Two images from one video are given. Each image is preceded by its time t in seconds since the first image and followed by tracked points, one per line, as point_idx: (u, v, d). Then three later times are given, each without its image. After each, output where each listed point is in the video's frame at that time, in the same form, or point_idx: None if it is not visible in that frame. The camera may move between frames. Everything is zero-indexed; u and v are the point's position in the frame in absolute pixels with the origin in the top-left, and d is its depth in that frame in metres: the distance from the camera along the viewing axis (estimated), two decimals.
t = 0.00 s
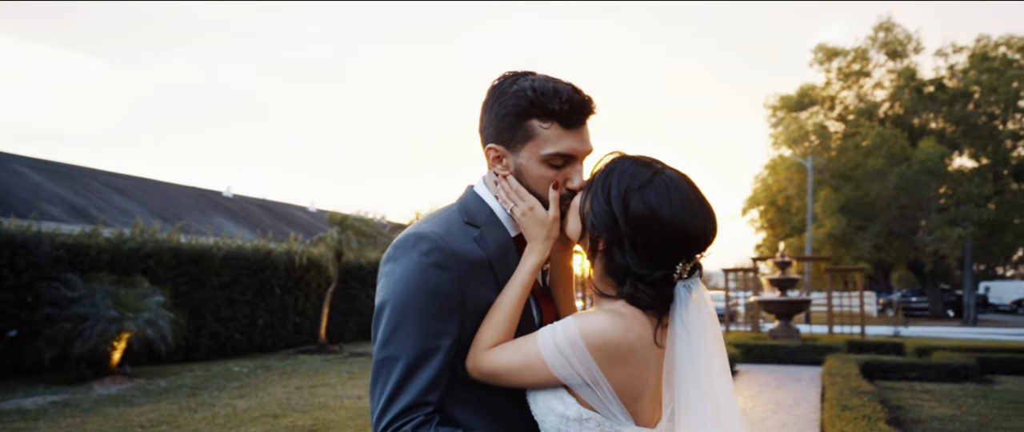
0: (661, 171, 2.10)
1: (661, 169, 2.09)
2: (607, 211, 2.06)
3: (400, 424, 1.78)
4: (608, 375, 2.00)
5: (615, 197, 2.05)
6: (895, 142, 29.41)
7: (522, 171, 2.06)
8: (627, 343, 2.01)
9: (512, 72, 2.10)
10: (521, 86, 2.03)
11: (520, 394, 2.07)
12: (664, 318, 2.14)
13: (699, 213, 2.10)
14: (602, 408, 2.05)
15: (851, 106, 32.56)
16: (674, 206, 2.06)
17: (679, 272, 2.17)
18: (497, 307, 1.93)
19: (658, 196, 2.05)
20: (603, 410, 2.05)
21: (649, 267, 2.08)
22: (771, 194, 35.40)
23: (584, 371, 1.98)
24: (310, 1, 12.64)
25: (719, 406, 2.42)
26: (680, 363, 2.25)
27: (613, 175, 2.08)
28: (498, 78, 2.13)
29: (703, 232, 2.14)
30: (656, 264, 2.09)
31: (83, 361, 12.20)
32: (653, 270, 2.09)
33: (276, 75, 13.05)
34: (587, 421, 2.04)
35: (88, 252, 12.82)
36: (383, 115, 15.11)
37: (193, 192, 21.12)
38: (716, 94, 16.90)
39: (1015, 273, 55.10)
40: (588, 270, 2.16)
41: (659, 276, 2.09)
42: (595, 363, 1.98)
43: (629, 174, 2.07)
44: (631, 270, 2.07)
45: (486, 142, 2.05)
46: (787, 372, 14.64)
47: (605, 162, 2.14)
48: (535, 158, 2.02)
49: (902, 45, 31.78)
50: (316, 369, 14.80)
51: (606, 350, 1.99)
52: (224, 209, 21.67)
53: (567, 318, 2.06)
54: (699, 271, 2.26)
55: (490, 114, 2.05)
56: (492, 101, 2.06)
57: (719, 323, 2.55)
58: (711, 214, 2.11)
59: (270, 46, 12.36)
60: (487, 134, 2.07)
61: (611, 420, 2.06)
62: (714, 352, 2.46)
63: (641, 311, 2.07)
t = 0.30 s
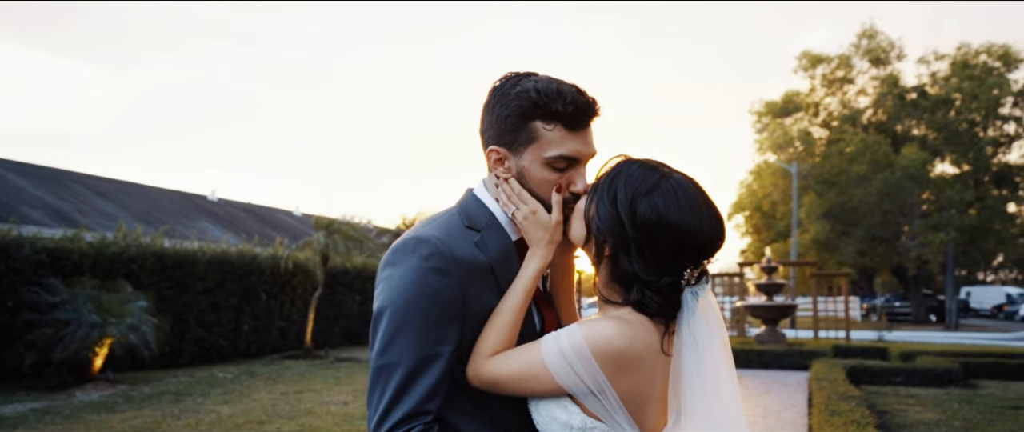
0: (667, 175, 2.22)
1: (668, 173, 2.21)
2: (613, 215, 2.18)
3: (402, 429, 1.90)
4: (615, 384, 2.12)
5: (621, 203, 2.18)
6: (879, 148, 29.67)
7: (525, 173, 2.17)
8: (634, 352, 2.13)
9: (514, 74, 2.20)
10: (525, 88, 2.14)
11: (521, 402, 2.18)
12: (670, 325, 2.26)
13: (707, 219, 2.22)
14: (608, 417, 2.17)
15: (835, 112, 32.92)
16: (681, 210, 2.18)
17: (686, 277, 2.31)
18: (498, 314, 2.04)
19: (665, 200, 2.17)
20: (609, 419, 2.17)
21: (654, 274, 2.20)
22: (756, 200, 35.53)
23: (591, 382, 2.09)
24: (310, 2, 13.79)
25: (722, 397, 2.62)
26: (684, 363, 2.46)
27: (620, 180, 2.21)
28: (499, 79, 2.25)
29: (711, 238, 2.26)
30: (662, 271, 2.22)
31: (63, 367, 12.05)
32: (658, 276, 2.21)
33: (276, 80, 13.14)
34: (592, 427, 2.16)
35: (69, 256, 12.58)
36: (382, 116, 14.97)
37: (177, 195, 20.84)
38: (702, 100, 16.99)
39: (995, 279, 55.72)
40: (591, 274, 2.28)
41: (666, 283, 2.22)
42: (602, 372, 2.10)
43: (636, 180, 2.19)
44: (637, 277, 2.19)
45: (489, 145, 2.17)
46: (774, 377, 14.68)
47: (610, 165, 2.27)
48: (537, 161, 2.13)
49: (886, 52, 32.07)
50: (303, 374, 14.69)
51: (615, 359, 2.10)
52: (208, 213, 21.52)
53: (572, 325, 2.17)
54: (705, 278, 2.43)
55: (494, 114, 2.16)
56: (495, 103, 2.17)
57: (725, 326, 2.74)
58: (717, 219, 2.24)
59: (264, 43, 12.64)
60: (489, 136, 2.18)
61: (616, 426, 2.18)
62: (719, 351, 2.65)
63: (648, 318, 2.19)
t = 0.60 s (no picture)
0: (675, 178, 2.30)
1: (676, 177, 2.29)
2: (621, 219, 2.26)
3: None
4: (624, 393, 2.20)
5: (629, 207, 2.26)
6: (862, 154, 29.90)
7: (529, 175, 2.23)
8: (643, 358, 2.20)
9: (520, 75, 2.25)
10: (529, 88, 2.19)
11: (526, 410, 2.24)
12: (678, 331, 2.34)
13: (717, 222, 2.30)
14: (615, 425, 2.24)
15: (819, 118, 33.01)
16: (691, 213, 2.26)
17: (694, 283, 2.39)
18: (501, 320, 2.10)
19: (674, 203, 2.26)
20: (616, 426, 2.24)
21: (663, 280, 2.28)
22: (741, 205, 35.67)
23: (601, 390, 2.17)
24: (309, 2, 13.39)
25: (730, 401, 2.69)
26: (694, 368, 2.56)
27: (629, 182, 2.29)
28: (502, 80, 2.31)
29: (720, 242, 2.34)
30: (670, 276, 2.30)
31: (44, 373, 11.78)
32: (668, 282, 2.29)
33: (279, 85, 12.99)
34: None
35: (50, 260, 12.27)
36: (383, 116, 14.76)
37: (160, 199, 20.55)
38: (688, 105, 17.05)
39: (974, 283, 56.38)
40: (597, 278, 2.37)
41: (676, 288, 2.30)
42: (610, 380, 2.17)
43: (643, 183, 2.28)
44: (646, 283, 2.27)
45: (491, 147, 2.22)
46: (760, 382, 14.73)
47: (616, 169, 2.35)
48: (541, 163, 2.19)
49: (868, 59, 32.42)
50: (288, 380, 14.58)
51: (624, 368, 2.19)
52: (191, 217, 21.27)
53: (579, 331, 2.25)
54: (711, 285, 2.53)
55: (499, 114, 2.21)
56: (499, 104, 2.22)
57: (734, 328, 2.84)
58: (727, 223, 2.33)
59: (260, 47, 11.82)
60: (493, 138, 2.23)
61: None
62: (725, 354, 2.73)
63: (656, 323, 2.26)
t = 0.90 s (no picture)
0: (685, 181, 2.31)
1: (686, 180, 2.31)
2: (630, 223, 2.27)
3: None
4: (633, 400, 2.20)
5: (638, 210, 2.27)
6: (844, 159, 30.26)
7: (534, 179, 2.21)
8: (654, 365, 2.21)
9: (524, 76, 2.24)
10: (535, 89, 2.19)
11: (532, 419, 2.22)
12: (689, 337, 2.33)
13: (730, 227, 2.32)
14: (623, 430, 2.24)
15: (802, 123, 33.29)
16: (702, 216, 2.28)
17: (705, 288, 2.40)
18: (506, 324, 2.08)
19: (684, 207, 2.27)
20: None
21: (675, 286, 2.29)
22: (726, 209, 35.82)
23: (611, 396, 2.17)
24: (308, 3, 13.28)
25: (739, 407, 2.68)
26: (706, 376, 2.54)
27: (639, 185, 2.29)
28: (506, 80, 2.29)
29: (731, 248, 2.35)
30: (682, 282, 2.30)
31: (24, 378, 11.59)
32: (680, 288, 2.30)
33: (270, 88, 13.05)
34: None
35: (30, 264, 12.08)
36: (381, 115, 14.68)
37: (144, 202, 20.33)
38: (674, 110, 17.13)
39: (955, 287, 57.11)
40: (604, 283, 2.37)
41: (688, 294, 2.30)
42: (620, 386, 2.18)
43: (653, 187, 2.30)
44: (656, 289, 2.27)
45: (495, 149, 2.21)
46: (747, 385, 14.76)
47: (624, 172, 2.37)
48: (548, 165, 2.17)
49: (851, 64, 32.73)
50: (273, 384, 14.44)
51: (635, 374, 2.19)
52: (175, 219, 21.05)
53: (589, 338, 2.25)
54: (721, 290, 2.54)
55: (503, 115, 2.20)
56: (504, 105, 2.21)
57: (744, 336, 2.83)
58: (739, 228, 2.35)
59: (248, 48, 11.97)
60: (497, 139, 2.21)
61: None
62: (737, 363, 2.70)
63: (666, 329, 2.26)
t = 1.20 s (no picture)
0: (695, 186, 2.40)
1: (695, 185, 2.40)
2: (639, 228, 2.35)
3: None
4: (646, 406, 2.25)
5: (648, 215, 2.34)
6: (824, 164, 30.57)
7: (539, 183, 2.24)
8: (665, 371, 2.26)
9: (530, 79, 2.25)
10: (542, 90, 2.20)
11: (536, 426, 2.23)
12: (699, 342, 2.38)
13: (742, 234, 2.41)
14: None
15: (784, 128, 33.51)
16: (712, 220, 2.36)
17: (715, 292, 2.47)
18: (512, 330, 2.12)
19: (695, 211, 2.36)
20: None
21: (685, 292, 2.35)
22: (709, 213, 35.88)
23: (624, 402, 2.22)
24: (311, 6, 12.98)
25: (748, 410, 2.74)
26: (716, 381, 2.59)
27: (649, 189, 2.38)
28: (512, 82, 2.30)
29: (741, 252, 2.43)
30: (691, 287, 2.37)
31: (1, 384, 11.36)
32: (690, 293, 2.36)
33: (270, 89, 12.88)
34: None
35: (8, 267, 11.87)
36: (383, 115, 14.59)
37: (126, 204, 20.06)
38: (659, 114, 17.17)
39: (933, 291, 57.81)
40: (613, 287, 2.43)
41: (698, 300, 2.37)
42: (633, 392, 2.23)
43: (663, 192, 2.37)
44: (665, 294, 2.34)
45: (501, 152, 2.23)
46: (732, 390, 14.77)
47: (632, 178, 2.44)
48: (554, 168, 2.19)
49: (833, 70, 32.97)
50: (257, 389, 14.28)
51: (648, 381, 2.24)
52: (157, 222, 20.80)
53: (600, 344, 2.29)
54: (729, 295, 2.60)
55: (509, 117, 2.21)
56: (511, 107, 2.22)
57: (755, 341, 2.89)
58: (749, 233, 2.43)
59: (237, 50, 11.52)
60: (503, 142, 2.23)
61: None
62: (747, 367, 2.76)
63: (676, 334, 2.31)
